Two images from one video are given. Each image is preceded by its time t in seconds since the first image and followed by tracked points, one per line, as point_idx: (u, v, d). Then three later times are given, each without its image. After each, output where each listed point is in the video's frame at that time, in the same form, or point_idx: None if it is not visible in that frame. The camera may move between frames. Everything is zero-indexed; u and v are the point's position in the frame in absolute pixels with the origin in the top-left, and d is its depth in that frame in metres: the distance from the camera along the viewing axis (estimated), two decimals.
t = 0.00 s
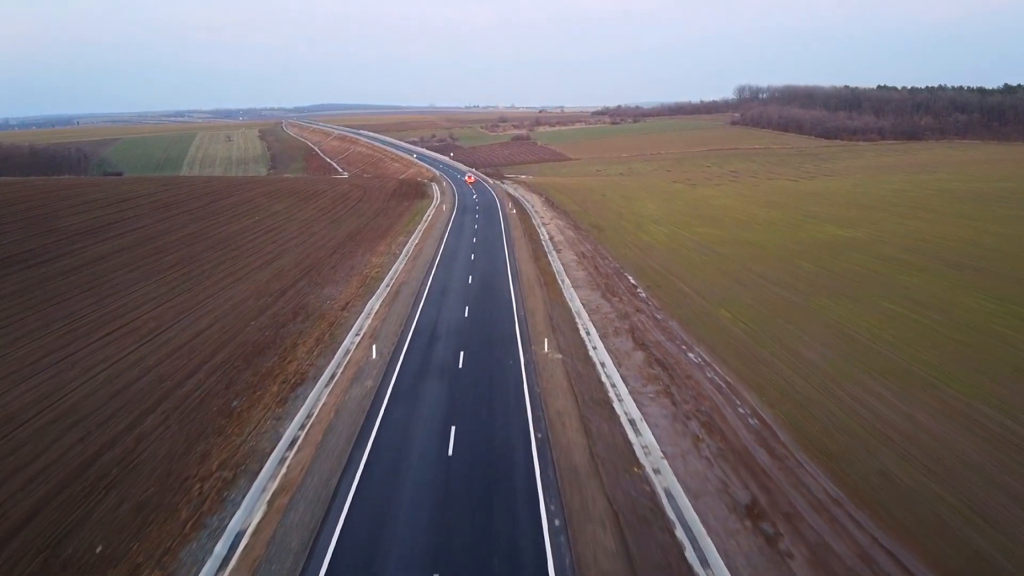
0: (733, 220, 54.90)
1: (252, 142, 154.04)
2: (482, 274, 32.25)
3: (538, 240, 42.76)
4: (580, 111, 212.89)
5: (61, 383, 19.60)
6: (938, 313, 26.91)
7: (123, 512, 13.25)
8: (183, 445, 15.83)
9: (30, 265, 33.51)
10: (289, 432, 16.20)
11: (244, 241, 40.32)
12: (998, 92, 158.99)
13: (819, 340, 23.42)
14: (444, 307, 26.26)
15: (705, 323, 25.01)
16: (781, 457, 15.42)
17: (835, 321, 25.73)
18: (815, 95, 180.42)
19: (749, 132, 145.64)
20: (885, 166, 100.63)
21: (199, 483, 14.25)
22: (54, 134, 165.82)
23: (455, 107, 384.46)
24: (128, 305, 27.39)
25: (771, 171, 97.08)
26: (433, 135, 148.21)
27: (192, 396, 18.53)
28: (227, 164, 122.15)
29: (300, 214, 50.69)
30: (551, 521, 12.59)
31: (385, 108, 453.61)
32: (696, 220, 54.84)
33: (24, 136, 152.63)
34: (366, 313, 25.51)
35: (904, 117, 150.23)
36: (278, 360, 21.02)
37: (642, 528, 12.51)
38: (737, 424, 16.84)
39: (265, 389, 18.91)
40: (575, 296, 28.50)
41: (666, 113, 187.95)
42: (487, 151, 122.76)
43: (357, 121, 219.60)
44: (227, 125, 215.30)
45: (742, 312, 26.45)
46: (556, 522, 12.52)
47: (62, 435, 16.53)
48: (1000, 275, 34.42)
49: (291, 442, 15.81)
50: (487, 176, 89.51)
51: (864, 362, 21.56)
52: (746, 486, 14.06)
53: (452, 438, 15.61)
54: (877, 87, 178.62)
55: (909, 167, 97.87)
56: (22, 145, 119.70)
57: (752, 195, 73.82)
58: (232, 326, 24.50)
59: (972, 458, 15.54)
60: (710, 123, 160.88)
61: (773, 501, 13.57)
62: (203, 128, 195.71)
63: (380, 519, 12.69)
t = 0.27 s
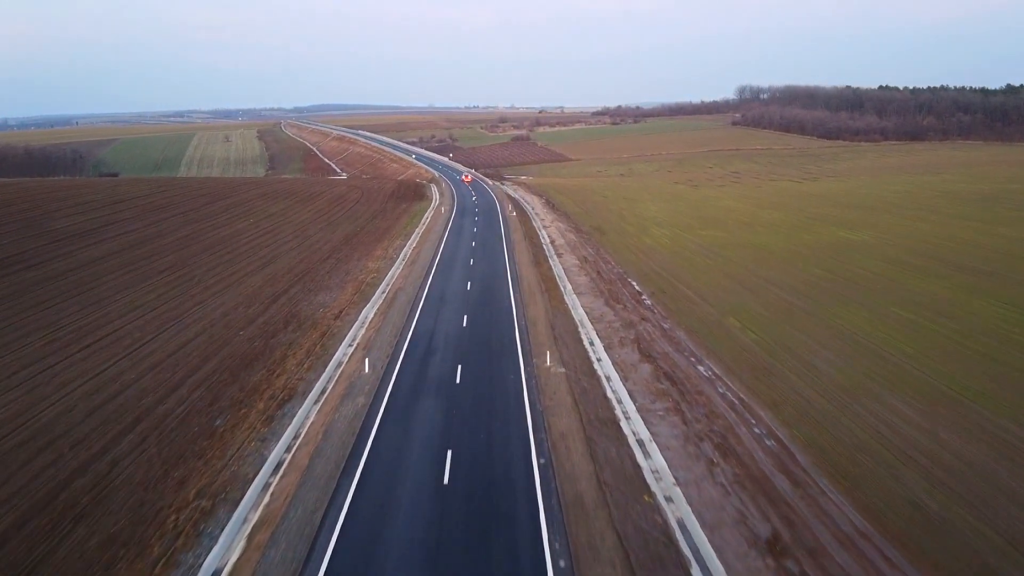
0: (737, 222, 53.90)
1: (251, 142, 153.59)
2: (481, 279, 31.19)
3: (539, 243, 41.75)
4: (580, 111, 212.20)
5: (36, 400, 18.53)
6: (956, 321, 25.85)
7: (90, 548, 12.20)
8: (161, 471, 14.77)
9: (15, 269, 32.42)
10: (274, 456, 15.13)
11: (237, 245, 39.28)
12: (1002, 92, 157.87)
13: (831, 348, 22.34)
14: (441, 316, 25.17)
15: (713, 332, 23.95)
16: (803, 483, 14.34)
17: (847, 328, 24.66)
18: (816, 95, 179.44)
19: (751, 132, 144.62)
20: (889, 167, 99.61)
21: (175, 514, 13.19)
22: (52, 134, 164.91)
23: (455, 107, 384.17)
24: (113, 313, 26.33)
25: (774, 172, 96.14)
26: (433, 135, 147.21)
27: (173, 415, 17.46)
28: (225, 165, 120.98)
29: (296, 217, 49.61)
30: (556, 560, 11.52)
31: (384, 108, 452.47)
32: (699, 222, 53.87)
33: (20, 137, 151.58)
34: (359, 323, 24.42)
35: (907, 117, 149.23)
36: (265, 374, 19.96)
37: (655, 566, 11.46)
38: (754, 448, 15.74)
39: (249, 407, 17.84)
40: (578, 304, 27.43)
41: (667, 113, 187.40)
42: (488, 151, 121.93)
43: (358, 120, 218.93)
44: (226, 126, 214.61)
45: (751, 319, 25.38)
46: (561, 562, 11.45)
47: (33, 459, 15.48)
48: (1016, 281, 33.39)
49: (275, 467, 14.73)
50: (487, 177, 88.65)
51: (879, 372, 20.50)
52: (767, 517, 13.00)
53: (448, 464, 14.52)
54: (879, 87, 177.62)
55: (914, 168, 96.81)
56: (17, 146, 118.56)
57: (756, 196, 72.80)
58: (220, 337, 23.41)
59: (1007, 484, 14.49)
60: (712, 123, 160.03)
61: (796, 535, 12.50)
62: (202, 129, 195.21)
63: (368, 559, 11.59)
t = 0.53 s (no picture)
0: (740, 225, 53.11)
1: (249, 142, 153.28)
2: (481, 285, 30.28)
3: (539, 247, 40.88)
4: (580, 112, 211.65)
5: (13, 416, 17.61)
6: (972, 331, 25.01)
7: None
8: (139, 496, 13.85)
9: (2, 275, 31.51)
10: (259, 479, 14.18)
11: (230, 249, 38.38)
12: (1003, 93, 157.15)
13: (847, 365, 21.48)
14: (439, 324, 24.20)
15: (722, 344, 23.03)
16: (825, 511, 13.43)
17: (862, 342, 23.78)
18: (817, 95, 178.52)
19: (752, 133, 143.67)
20: (891, 168, 98.87)
21: (151, 545, 12.24)
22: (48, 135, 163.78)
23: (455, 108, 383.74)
24: (99, 322, 25.40)
25: (776, 174, 95.46)
26: (432, 136, 146.19)
27: (155, 433, 16.53)
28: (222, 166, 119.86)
29: (292, 219, 48.72)
30: None
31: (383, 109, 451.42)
32: (702, 225, 53.08)
33: (18, 138, 150.71)
34: (353, 331, 23.45)
35: (909, 118, 148.34)
36: (253, 387, 19.03)
37: None
38: (769, 469, 14.81)
39: (235, 424, 16.91)
40: (581, 311, 26.46)
41: (667, 114, 186.95)
42: (487, 151, 121.35)
43: (357, 121, 218.40)
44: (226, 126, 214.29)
45: (761, 330, 24.46)
46: None
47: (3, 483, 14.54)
48: None
49: (260, 491, 13.78)
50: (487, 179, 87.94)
51: (899, 390, 19.63)
52: (788, 549, 12.07)
53: (445, 489, 13.57)
54: (880, 87, 176.75)
55: (916, 169, 96.11)
56: (12, 146, 117.32)
57: (759, 198, 72.02)
58: (209, 347, 22.50)
59: None
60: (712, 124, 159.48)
61: (821, 569, 11.58)
62: (201, 129, 194.88)
63: None
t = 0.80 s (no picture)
0: (743, 227, 52.20)
1: (247, 142, 152.69)
2: (479, 291, 29.29)
3: (540, 250, 39.93)
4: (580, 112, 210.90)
5: None
6: (989, 339, 24.05)
7: None
8: (110, 527, 12.82)
9: None
10: (241, 508, 13.16)
11: (223, 252, 37.37)
12: (1006, 93, 156.20)
13: (862, 375, 20.48)
14: (436, 333, 23.13)
15: (732, 353, 22.00)
16: (850, 543, 12.43)
17: (876, 351, 22.77)
18: (818, 95, 177.57)
19: (754, 133, 142.59)
20: (895, 169, 97.96)
21: None
22: (46, 135, 162.73)
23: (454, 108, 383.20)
24: (82, 330, 24.40)
25: (778, 175, 94.60)
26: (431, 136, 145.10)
27: (132, 455, 15.52)
28: (220, 166, 118.84)
29: (287, 222, 47.72)
30: None
31: (383, 108, 450.35)
32: (705, 227, 52.17)
33: (15, 138, 150.19)
34: (347, 341, 22.37)
35: (911, 118, 147.41)
36: (239, 404, 17.98)
37: None
38: (790, 496, 13.80)
39: (218, 445, 15.84)
40: (585, 320, 25.39)
41: (667, 114, 186.27)
42: (486, 151, 120.57)
43: (357, 121, 217.68)
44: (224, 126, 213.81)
45: (772, 338, 23.42)
46: None
47: None
48: None
49: (241, 523, 12.72)
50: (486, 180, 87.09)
51: (919, 404, 18.65)
52: None
53: (439, 524, 12.47)
54: (881, 86, 175.74)
55: (920, 170, 95.21)
56: (8, 147, 116.26)
57: (762, 199, 71.08)
58: (194, 359, 21.47)
59: None
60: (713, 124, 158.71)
61: None
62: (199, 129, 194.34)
63: None
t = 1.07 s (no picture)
0: (747, 229, 51.26)
1: (246, 142, 152.17)
2: (479, 297, 28.25)
3: (541, 253, 38.97)
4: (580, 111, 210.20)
5: None
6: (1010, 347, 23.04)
7: None
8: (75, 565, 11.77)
9: None
10: (219, 542, 12.10)
11: (215, 256, 36.34)
12: (1009, 93, 155.23)
13: (880, 387, 19.42)
14: (434, 343, 22.08)
15: (743, 361, 20.94)
16: None
17: (894, 358, 21.69)
18: (820, 95, 176.55)
19: (756, 133, 141.60)
20: (898, 169, 97.04)
21: None
22: (49, 134, 164.20)
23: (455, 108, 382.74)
24: (64, 339, 23.36)
25: (780, 175, 93.73)
26: (431, 136, 144.03)
27: (106, 480, 14.47)
28: (218, 167, 117.82)
29: (283, 224, 46.71)
30: None
31: (383, 108, 449.29)
32: (708, 229, 51.25)
33: (14, 138, 149.77)
34: (340, 352, 21.30)
35: (913, 118, 146.43)
36: (224, 422, 16.91)
37: None
38: (814, 528, 12.77)
39: (198, 470, 14.78)
40: (589, 328, 24.32)
41: (668, 114, 185.52)
42: (486, 151, 119.78)
43: (356, 121, 217.00)
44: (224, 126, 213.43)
45: (784, 346, 22.38)
46: None
47: None
48: None
49: (218, 560, 11.68)
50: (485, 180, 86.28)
51: (944, 418, 17.56)
52: None
53: (435, 562, 11.43)
54: (883, 86, 174.70)
55: (924, 170, 94.31)
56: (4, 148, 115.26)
57: (765, 200, 70.16)
58: (179, 371, 20.41)
59: None
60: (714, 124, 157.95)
61: None
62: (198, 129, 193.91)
63: None
